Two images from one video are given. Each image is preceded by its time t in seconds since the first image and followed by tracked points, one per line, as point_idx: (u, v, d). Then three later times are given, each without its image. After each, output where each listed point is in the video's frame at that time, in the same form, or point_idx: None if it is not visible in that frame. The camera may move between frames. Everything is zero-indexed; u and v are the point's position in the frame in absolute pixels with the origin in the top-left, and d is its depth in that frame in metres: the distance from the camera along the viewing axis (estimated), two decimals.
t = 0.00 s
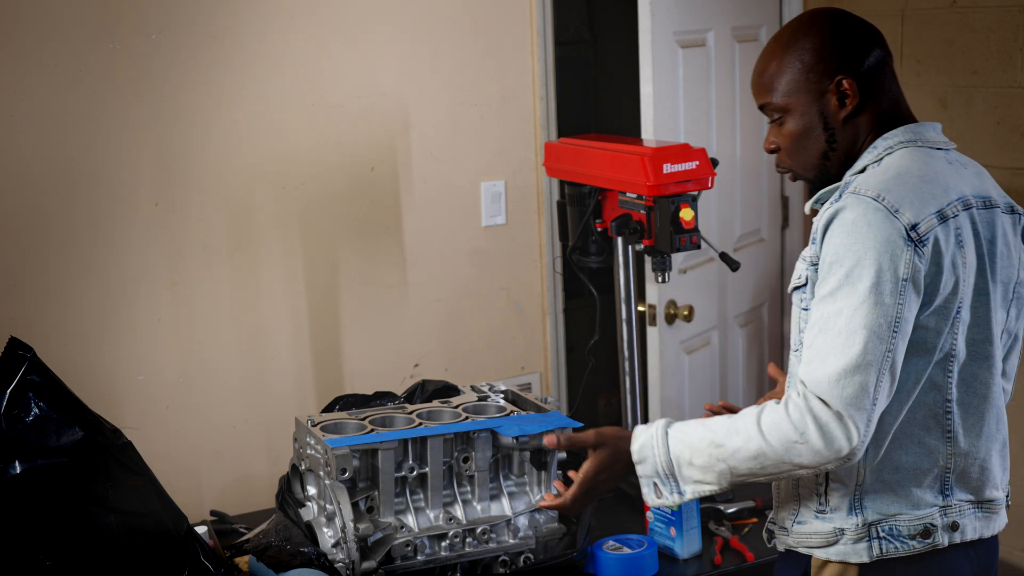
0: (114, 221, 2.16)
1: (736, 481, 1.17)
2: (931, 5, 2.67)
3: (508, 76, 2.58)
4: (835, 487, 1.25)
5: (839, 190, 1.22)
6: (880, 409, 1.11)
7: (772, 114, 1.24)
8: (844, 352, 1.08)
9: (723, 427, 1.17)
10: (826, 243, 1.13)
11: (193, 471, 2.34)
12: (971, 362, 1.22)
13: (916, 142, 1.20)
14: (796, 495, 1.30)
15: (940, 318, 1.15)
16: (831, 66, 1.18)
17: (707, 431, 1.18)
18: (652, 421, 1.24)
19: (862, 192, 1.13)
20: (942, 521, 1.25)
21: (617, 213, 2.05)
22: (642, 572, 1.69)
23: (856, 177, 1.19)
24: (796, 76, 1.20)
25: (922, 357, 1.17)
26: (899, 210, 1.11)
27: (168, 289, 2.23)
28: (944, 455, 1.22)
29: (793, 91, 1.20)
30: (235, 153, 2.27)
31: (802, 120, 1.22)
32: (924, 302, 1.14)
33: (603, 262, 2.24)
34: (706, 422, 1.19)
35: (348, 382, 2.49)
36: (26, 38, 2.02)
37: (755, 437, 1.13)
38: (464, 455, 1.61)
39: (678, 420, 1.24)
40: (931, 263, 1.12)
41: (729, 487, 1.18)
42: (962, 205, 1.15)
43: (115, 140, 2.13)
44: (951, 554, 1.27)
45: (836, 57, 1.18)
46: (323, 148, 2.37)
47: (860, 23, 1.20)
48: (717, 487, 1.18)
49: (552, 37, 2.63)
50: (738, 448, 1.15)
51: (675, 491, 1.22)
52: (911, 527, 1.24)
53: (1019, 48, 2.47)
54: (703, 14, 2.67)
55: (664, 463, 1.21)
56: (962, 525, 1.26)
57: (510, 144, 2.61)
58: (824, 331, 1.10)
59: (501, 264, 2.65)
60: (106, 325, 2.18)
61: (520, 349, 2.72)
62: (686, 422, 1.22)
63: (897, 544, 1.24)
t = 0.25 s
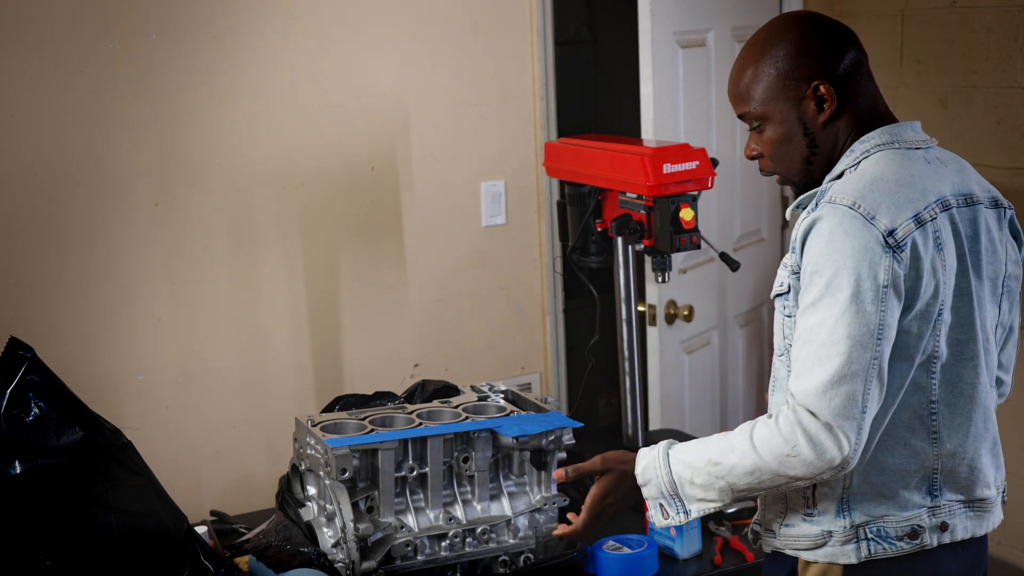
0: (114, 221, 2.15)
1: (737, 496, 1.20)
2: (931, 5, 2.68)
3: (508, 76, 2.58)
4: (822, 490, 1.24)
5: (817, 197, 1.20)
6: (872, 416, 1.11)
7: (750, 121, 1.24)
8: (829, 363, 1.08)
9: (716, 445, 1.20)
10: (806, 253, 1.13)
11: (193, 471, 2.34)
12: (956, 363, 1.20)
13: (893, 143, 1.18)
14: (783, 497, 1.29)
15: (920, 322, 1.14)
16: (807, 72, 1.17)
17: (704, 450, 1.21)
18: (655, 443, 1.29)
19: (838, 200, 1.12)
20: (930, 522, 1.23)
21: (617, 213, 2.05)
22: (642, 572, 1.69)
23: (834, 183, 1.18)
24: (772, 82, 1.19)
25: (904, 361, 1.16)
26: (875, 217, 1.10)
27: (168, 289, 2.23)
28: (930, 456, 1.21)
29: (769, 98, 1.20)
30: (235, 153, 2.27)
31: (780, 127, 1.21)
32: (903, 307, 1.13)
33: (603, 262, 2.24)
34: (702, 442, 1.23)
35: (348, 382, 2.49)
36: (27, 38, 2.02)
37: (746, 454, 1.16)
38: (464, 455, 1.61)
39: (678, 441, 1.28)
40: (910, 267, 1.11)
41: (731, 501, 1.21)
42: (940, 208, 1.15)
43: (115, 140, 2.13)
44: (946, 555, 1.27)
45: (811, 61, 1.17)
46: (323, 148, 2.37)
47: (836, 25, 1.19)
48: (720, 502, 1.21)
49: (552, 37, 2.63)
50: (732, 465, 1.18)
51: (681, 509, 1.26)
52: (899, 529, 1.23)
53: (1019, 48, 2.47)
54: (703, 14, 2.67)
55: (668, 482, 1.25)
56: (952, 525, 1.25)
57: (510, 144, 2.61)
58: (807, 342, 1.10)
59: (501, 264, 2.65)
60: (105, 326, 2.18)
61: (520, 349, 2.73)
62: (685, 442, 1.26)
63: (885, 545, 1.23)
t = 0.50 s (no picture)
0: (113, 221, 2.16)
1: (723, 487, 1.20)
2: (931, 5, 2.68)
3: (508, 76, 2.58)
4: (807, 489, 1.24)
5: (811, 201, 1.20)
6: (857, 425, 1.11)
7: (750, 116, 1.23)
8: (815, 371, 1.08)
9: (705, 436, 1.20)
10: (797, 258, 1.12)
11: (193, 471, 2.34)
12: (944, 368, 1.19)
13: (889, 147, 1.18)
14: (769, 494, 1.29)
15: (907, 330, 1.14)
16: (806, 71, 1.17)
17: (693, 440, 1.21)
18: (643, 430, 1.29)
19: (830, 207, 1.11)
20: (912, 524, 1.23)
21: (617, 213, 2.05)
22: (642, 572, 1.69)
23: (828, 187, 1.18)
24: (772, 79, 1.19)
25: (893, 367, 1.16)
26: (866, 226, 1.09)
27: (168, 289, 2.23)
28: (915, 459, 1.21)
29: (769, 95, 1.19)
30: (235, 153, 2.27)
31: (779, 125, 1.21)
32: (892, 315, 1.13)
33: (603, 262, 2.24)
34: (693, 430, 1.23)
35: (348, 382, 2.49)
36: (27, 38, 2.02)
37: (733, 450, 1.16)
38: (464, 455, 1.61)
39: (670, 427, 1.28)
40: (901, 277, 1.10)
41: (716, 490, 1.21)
42: (933, 214, 1.14)
43: (115, 140, 2.13)
44: (940, 556, 1.27)
45: (812, 60, 1.16)
46: (322, 148, 2.37)
47: (840, 22, 1.18)
48: (706, 491, 1.21)
49: (552, 37, 2.63)
50: (719, 459, 1.18)
51: (669, 495, 1.25)
52: (880, 530, 1.23)
53: (1019, 48, 2.47)
54: (703, 14, 2.67)
55: (657, 469, 1.25)
56: (933, 527, 1.25)
57: (510, 144, 2.61)
58: (795, 346, 1.10)
59: (501, 264, 2.65)
60: (106, 326, 2.18)
61: (520, 349, 2.73)
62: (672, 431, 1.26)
63: (866, 546, 1.23)
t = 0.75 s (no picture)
0: (114, 221, 2.16)
1: (715, 385, 1.17)
2: (931, 5, 2.68)
3: (508, 76, 2.58)
4: (806, 491, 1.23)
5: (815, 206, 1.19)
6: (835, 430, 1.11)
7: (737, 121, 1.23)
8: (810, 367, 1.06)
9: (743, 354, 1.14)
10: (802, 257, 1.11)
11: (193, 471, 2.34)
12: (941, 368, 1.19)
13: (889, 149, 1.18)
14: (767, 495, 1.29)
15: (912, 333, 1.14)
16: (790, 75, 1.16)
17: (733, 339, 1.15)
18: (715, 284, 1.19)
19: (838, 211, 1.10)
20: (911, 524, 1.23)
21: (617, 213, 2.05)
22: (642, 572, 1.69)
23: (835, 191, 1.17)
24: (756, 85, 1.18)
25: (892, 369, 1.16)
26: (873, 232, 1.08)
27: (168, 289, 2.23)
28: (912, 459, 1.21)
29: (754, 101, 1.19)
30: (235, 153, 2.27)
31: (766, 130, 1.20)
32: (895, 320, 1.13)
33: (603, 261, 2.23)
34: (744, 331, 1.16)
35: (348, 382, 2.49)
36: (27, 38, 2.02)
37: (744, 387, 1.12)
38: (464, 455, 1.61)
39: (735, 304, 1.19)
40: (904, 283, 1.10)
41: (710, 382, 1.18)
42: (936, 218, 1.14)
43: (115, 140, 2.13)
44: (939, 555, 1.27)
45: (796, 65, 1.16)
46: (322, 148, 2.37)
47: (824, 26, 1.17)
48: (703, 374, 1.18)
49: (552, 37, 2.63)
50: (731, 384, 1.13)
51: (681, 340, 1.20)
52: (880, 531, 1.22)
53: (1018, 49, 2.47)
54: (703, 14, 2.67)
55: (688, 317, 1.19)
56: (931, 526, 1.24)
57: (510, 144, 2.61)
58: (791, 339, 1.08)
59: (501, 264, 2.65)
60: (105, 326, 2.18)
61: (520, 349, 2.73)
62: (735, 315, 1.18)
63: (866, 546, 1.23)
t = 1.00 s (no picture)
0: (114, 221, 2.16)
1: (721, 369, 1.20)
2: (931, 5, 2.68)
3: (508, 76, 2.58)
4: (803, 491, 1.24)
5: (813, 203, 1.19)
6: (823, 429, 1.10)
7: (731, 128, 1.23)
8: (796, 360, 1.07)
9: (751, 339, 1.16)
10: (800, 252, 1.12)
11: (194, 471, 2.34)
12: (937, 366, 1.19)
13: (886, 148, 1.17)
14: (766, 495, 1.29)
15: (910, 332, 1.14)
16: (781, 79, 1.17)
17: (747, 326, 1.17)
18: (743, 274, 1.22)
19: (835, 207, 1.11)
20: (908, 522, 1.23)
21: (617, 213, 2.05)
22: (642, 572, 1.69)
23: (833, 188, 1.16)
24: (748, 90, 1.18)
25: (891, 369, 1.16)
26: (871, 230, 1.08)
27: (168, 289, 2.23)
28: (909, 458, 1.21)
29: (747, 107, 1.19)
30: (235, 153, 2.27)
31: (760, 134, 1.20)
32: (893, 319, 1.13)
33: (603, 261, 2.23)
34: (757, 319, 1.17)
35: (348, 382, 2.49)
36: (27, 38, 2.02)
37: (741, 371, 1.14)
38: (464, 455, 1.61)
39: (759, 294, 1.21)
40: (901, 282, 1.10)
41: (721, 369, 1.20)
42: (934, 216, 1.14)
43: (115, 140, 2.13)
44: (933, 552, 1.27)
45: (787, 69, 1.16)
46: (322, 148, 2.37)
47: (812, 29, 1.18)
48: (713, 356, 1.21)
49: (552, 37, 2.63)
50: (731, 367, 1.16)
51: (700, 321, 1.22)
52: (878, 529, 1.22)
53: (1018, 49, 2.47)
54: (703, 14, 2.67)
55: (710, 300, 1.21)
56: (927, 524, 1.24)
57: (510, 144, 2.61)
58: (783, 331, 1.10)
59: (501, 263, 2.65)
60: (105, 326, 2.18)
61: (521, 349, 2.73)
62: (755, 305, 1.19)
63: (864, 546, 1.23)
